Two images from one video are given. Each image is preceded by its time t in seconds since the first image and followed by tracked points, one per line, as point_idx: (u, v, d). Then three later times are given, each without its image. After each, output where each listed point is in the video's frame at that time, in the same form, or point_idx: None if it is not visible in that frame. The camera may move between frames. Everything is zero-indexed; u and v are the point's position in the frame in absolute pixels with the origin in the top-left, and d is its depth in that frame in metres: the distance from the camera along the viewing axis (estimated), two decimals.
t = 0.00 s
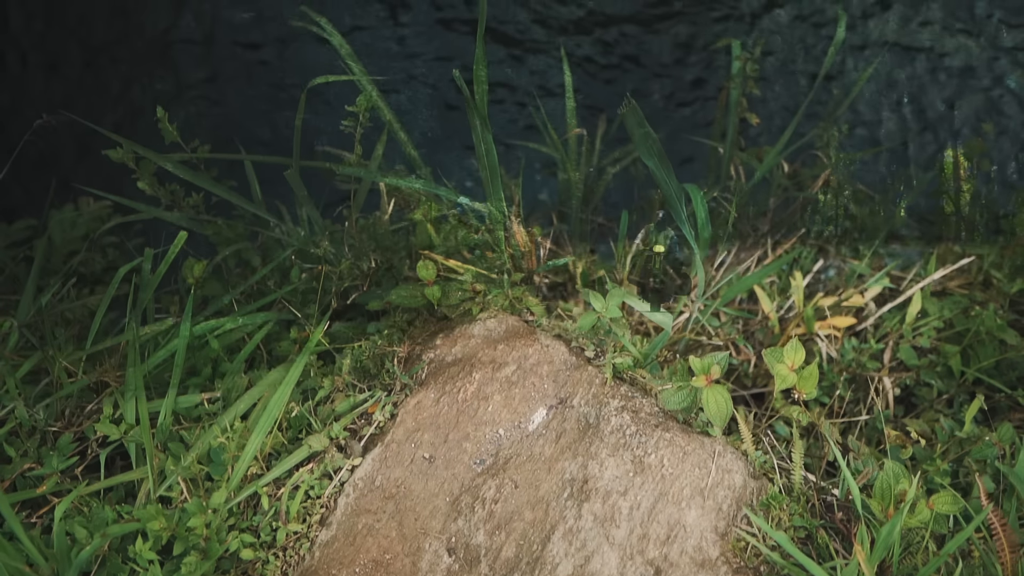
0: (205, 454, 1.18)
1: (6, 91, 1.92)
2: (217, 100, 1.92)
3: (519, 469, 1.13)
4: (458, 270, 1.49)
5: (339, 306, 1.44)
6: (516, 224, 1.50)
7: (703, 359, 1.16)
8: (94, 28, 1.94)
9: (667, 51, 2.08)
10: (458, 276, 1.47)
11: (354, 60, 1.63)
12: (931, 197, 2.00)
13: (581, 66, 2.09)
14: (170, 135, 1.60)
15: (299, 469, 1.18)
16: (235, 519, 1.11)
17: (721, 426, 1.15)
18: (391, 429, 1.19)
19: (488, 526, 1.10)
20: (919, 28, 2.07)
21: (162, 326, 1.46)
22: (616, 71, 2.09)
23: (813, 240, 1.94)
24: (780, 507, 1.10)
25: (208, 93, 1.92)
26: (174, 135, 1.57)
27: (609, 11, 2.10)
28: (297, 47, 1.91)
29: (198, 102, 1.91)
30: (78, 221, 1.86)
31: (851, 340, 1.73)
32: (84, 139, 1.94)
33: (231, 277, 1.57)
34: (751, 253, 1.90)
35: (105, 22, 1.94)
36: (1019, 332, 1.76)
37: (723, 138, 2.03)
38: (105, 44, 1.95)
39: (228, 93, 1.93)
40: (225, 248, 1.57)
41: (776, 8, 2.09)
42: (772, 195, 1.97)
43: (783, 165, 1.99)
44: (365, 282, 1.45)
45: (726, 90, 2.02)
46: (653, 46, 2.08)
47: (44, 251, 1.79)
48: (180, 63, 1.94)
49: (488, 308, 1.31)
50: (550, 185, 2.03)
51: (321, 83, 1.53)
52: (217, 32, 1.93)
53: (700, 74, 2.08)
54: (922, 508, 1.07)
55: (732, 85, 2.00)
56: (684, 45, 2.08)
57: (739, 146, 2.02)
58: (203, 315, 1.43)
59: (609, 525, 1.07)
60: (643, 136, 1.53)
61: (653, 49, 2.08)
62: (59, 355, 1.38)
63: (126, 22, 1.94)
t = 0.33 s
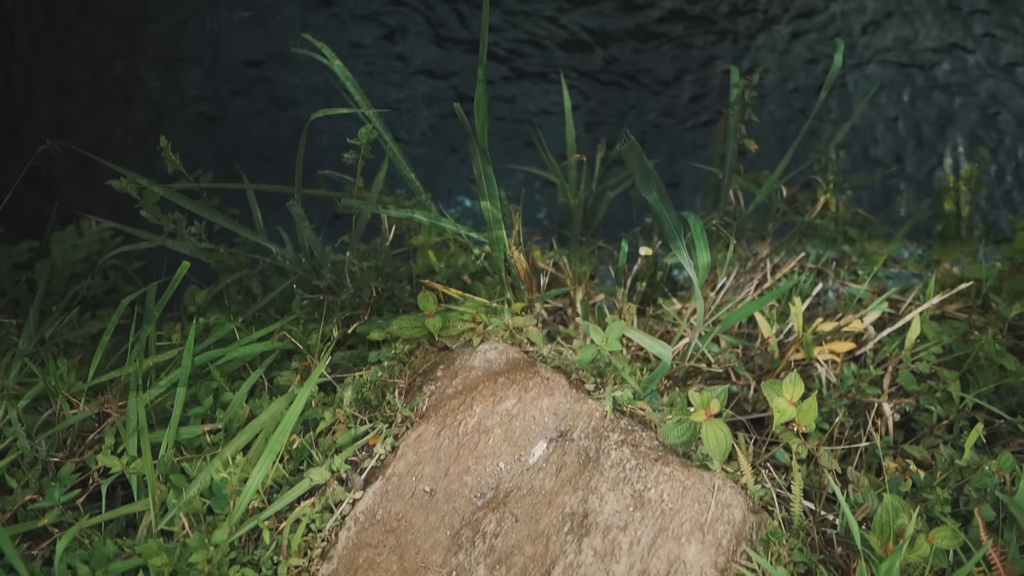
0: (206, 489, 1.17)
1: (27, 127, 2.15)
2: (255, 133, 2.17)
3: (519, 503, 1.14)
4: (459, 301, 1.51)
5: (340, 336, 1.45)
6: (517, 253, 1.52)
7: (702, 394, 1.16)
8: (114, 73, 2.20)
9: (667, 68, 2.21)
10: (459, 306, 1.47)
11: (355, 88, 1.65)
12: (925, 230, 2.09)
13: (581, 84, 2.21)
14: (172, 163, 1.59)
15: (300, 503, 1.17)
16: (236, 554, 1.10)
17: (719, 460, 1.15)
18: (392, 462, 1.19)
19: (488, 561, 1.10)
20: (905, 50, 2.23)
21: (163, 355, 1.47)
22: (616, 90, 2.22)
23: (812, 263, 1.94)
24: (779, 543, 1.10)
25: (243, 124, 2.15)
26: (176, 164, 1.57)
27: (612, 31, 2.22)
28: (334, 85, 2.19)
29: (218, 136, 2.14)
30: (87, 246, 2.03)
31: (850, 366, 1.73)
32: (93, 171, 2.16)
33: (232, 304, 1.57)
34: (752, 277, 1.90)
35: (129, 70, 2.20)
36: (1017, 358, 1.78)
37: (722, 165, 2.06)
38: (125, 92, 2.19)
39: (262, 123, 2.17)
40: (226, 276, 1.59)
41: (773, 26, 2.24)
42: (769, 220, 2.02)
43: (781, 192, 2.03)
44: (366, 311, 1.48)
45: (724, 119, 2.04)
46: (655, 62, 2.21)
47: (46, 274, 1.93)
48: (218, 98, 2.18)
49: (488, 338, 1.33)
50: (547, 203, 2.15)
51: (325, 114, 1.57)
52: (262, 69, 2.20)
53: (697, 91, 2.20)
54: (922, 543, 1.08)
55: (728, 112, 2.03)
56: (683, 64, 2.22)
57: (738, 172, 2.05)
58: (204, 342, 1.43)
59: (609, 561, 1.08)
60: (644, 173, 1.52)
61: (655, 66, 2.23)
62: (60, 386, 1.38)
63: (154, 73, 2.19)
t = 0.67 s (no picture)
0: (207, 523, 1.16)
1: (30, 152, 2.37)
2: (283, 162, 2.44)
3: (519, 538, 1.14)
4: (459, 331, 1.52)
5: (341, 368, 1.45)
6: (518, 283, 1.53)
7: (701, 430, 1.17)
8: (115, 92, 2.47)
9: (666, 89, 2.36)
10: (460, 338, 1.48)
11: (359, 119, 1.67)
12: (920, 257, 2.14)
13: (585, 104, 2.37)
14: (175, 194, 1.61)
15: (301, 538, 1.17)
16: None
17: (717, 496, 1.16)
18: (393, 496, 1.20)
19: None
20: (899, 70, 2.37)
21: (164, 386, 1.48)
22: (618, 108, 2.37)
23: (810, 288, 1.96)
24: None
25: (271, 151, 2.43)
26: (180, 194, 1.59)
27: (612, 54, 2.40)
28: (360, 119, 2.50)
29: (232, 162, 2.42)
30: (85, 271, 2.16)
31: (848, 392, 1.73)
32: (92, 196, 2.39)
33: (235, 332, 1.58)
34: (753, 302, 1.89)
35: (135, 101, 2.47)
36: (1017, 384, 1.80)
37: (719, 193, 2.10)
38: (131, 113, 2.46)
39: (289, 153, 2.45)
40: (230, 306, 1.61)
41: (770, 45, 2.40)
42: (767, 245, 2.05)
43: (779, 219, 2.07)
44: (368, 342, 1.48)
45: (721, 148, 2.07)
46: (653, 84, 2.37)
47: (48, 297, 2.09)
48: (244, 126, 2.46)
49: (489, 370, 1.35)
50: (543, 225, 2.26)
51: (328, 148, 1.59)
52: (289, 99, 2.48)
53: (694, 107, 2.36)
54: None
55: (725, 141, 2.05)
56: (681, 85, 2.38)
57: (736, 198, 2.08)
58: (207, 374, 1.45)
59: None
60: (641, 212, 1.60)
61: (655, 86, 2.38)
62: (63, 418, 1.39)
63: (159, 103, 2.47)
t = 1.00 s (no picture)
0: (211, 558, 1.18)
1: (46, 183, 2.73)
2: (288, 183, 2.77)
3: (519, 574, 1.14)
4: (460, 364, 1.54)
5: (343, 401, 1.47)
6: (518, 314, 1.56)
7: (698, 467, 1.17)
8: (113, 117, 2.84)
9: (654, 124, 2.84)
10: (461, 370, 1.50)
11: (365, 157, 1.74)
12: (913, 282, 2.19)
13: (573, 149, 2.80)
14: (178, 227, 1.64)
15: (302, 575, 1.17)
16: None
17: (715, 532, 1.15)
18: (394, 531, 1.21)
19: None
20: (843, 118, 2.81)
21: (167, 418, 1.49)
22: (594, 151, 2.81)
23: (808, 314, 1.99)
24: None
25: (287, 179, 2.77)
26: (182, 227, 1.61)
27: (595, 109, 2.85)
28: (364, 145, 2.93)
29: (227, 184, 2.75)
30: (88, 297, 2.20)
31: (846, 420, 1.73)
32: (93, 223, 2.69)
33: (235, 364, 1.61)
34: (750, 328, 1.92)
35: (138, 125, 2.82)
36: (1014, 411, 1.84)
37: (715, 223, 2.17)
38: (133, 135, 2.82)
39: (292, 170, 2.79)
40: (231, 337, 1.61)
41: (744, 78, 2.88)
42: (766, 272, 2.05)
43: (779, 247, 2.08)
44: (367, 375, 1.49)
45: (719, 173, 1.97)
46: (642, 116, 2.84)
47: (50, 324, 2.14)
48: (245, 149, 2.81)
49: (489, 405, 1.37)
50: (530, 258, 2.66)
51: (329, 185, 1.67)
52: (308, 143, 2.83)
53: (658, 149, 2.80)
54: None
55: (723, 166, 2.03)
56: (653, 132, 2.83)
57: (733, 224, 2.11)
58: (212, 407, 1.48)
59: None
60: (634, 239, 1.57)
61: (632, 136, 2.82)
62: (67, 452, 1.41)
63: (162, 127, 2.82)
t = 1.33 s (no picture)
0: None
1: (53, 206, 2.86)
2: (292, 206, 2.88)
3: None
4: (461, 396, 1.57)
5: (344, 433, 1.49)
6: (518, 346, 1.57)
7: (694, 502, 1.17)
8: (112, 134, 2.96)
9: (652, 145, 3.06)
10: (461, 402, 1.51)
11: (368, 188, 1.79)
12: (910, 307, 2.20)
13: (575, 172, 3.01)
14: (181, 258, 1.67)
15: None
16: None
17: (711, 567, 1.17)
18: (394, 566, 1.23)
19: None
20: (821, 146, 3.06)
21: (169, 450, 1.50)
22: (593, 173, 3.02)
23: (805, 340, 2.01)
24: None
25: (285, 203, 2.88)
26: (185, 258, 1.64)
27: (595, 129, 3.09)
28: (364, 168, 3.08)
29: (227, 206, 2.87)
30: (91, 322, 2.22)
31: (844, 447, 1.73)
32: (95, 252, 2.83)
33: (237, 396, 1.62)
34: (749, 354, 1.92)
35: (140, 147, 2.96)
36: (1011, 437, 1.86)
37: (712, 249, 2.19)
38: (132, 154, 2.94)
39: (293, 193, 2.92)
40: (232, 366, 1.62)
41: (734, 104, 3.13)
42: (764, 299, 2.06)
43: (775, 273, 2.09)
44: (368, 407, 1.51)
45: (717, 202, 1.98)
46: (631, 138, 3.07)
47: (52, 349, 2.17)
48: (247, 171, 2.93)
49: (489, 438, 1.39)
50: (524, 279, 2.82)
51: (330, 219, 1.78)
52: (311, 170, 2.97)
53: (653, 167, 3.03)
54: None
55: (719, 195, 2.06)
56: (649, 156, 3.04)
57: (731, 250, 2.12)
58: (215, 438, 1.50)
59: None
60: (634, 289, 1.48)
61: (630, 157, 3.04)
62: (71, 486, 1.41)
63: (164, 149, 2.95)
